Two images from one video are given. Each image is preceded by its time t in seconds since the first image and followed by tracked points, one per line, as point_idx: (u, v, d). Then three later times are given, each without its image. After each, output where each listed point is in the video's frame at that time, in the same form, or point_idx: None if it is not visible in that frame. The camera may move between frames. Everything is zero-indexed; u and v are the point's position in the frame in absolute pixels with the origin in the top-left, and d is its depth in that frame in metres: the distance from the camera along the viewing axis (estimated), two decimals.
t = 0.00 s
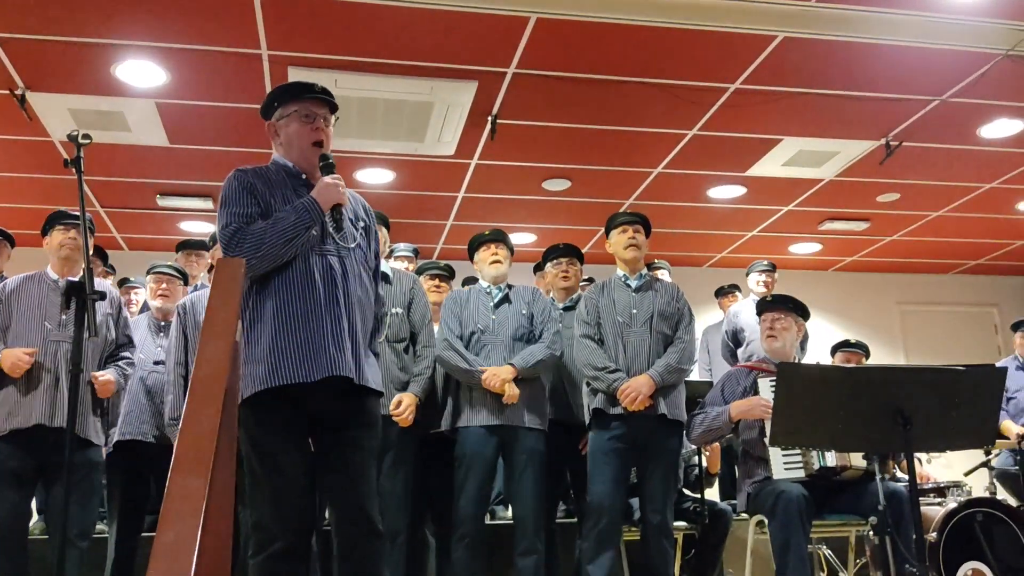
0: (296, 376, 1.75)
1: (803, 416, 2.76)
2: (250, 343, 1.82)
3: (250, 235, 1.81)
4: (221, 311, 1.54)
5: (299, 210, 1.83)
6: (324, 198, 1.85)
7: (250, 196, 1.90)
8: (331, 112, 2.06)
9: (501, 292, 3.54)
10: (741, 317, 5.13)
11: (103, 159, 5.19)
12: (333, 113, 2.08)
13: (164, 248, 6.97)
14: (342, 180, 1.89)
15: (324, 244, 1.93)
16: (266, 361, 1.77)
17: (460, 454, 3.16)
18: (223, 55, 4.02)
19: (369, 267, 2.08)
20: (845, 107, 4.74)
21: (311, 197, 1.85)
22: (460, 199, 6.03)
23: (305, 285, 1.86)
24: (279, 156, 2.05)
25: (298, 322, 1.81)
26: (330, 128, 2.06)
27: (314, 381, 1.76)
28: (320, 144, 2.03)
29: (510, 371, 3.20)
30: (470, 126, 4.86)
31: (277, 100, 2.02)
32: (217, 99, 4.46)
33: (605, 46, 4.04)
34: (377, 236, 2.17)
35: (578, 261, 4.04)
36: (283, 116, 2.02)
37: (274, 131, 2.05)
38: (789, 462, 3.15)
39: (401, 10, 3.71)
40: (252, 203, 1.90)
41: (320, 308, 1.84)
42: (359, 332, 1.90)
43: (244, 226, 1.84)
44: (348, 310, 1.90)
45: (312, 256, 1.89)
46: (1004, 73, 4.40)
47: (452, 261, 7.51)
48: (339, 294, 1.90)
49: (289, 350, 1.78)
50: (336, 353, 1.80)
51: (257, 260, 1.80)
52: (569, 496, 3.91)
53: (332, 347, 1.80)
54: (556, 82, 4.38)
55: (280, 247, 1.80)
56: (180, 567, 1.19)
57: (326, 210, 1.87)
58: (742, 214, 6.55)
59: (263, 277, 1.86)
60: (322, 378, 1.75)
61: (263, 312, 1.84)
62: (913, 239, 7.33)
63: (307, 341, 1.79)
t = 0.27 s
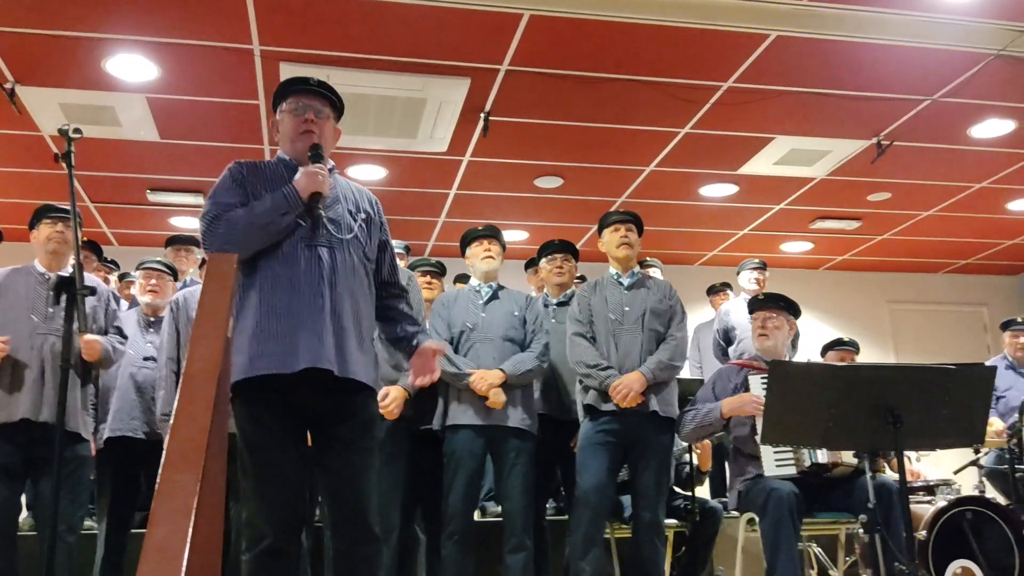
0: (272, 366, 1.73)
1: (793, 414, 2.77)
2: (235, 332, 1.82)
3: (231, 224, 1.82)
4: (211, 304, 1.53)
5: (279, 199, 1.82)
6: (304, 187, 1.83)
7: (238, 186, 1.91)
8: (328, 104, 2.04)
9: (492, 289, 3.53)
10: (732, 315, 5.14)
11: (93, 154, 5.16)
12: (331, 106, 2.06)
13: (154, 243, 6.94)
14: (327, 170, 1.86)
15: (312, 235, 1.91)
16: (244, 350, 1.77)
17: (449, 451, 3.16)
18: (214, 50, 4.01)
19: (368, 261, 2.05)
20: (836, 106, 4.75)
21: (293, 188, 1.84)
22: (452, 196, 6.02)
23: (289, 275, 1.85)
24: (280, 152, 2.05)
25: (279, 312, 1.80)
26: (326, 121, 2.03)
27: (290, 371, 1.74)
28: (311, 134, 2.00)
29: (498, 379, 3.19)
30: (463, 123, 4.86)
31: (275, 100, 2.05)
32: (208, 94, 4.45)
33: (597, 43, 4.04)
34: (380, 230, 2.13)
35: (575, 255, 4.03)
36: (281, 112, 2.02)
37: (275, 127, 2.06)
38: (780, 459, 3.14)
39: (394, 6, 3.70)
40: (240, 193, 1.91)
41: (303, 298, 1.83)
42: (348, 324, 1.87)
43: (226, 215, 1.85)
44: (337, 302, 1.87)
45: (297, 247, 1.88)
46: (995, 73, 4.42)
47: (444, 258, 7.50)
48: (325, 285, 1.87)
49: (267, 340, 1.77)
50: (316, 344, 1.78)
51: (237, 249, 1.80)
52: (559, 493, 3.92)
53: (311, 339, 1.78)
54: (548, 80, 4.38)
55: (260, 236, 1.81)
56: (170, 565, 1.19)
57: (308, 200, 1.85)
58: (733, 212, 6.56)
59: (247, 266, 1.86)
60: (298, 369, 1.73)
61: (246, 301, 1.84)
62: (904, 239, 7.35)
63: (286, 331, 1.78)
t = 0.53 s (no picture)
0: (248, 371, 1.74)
1: (781, 413, 2.78)
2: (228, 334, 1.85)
3: (219, 229, 1.86)
4: (201, 302, 1.53)
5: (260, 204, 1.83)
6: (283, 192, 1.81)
7: (233, 189, 1.94)
8: (330, 96, 1.99)
9: (482, 287, 3.53)
10: (722, 314, 5.16)
11: (80, 149, 5.13)
12: (334, 98, 2.01)
13: (142, 239, 6.91)
14: (310, 172, 1.81)
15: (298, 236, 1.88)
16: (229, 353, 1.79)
17: (438, 450, 3.16)
18: (203, 46, 3.99)
19: (370, 259, 1.98)
20: (825, 107, 4.77)
21: (275, 192, 1.83)
22: (441, 194, 6.02)
23: (274, 278, 1.84)
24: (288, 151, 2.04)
25: (262, 315, 1.80)
26: (327, 116, 1.98)
27: (266, 376, 1.73)
28: (310, 132, 1.96)
29: (487, 373, 3.19)
30: (453, 121, 4.85)
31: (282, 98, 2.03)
32: (197, 90, 4.43)
33: (588, 42, 4.05)
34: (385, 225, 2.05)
35: (565, 258, 4.05)
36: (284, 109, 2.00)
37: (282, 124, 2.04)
38: (767, 458, 3.15)
39: (384, 3, 3.70)
40: (235, 196, 1.94)
41: (285, 301, 1.81)
42: (332, 328, 1.82)
43: (216, 219, 1.89)
44: (321, 305, 1.83)
45: (283, 250, 1.87)
46: (982, 75, 4.44)
47: (433, 257, 7.50)
48: (309, 288, 1.83)
49: (248, 344, 1.77)
50: (293, 349, 1.75)
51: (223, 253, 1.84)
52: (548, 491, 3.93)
53: (288, 343, 1.75)
54: (538, 78, 4.38)
55: (244, 240, 1.83)
56: (156, 561, 1.19)
57: (288, 203, 1.83)
58: (722, 212, 6.58)
59: (237, 268, 1.89)
60: (273, 373, 1.72)
61: (236, 303, 1.86)
62: (890, 240, 7.39)
63: (266, 335, 1.77)
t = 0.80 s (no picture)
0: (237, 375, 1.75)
1: (770, 414, 2.79)
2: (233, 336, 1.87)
3: (218, 232, 1.88)
4: (192, 299, 1.52)
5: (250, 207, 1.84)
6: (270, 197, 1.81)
7: (235, 192, 1.96)
8: (332, 94, 1.98)
9: (473, 287, 3.54)
10: (718, 315, 5.17)
11: (69, 147, 5.11)
12: (336, 91, 1.98)
13: (130, 238, 6.88)
14: (298, 175, 1.78)
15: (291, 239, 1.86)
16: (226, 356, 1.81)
17: (429, 450, 3.17)
18: (194, 44, 3.98)
19: (370, 259, 1.93)
20: (815, 109, 4.79)
21: (265, 197, 1.83)
22: (431, 194, 6.01)
23: (266, 281, 1.84)
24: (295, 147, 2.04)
25: (254, 319, 1.80)
26: (328, 111, 1.97)
27: (257, 381, 1.74)
28: (311, 129, 1.95)
29: (480, 378, 3.14)
30: (444, 121, 4.85)
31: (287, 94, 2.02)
32: (187, 88, 4.41)
33: (579, 43, 4.05)
34: (388, 223, 1.99)
35: (556, 258, 4.08)
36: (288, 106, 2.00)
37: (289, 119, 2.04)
38: (758, 459, 3.16)
39: (375, 3, 3.69)
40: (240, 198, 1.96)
41: (275, 306, 1.80)
42: (324, 332, 1.80)
43: (216, 221, 1.91)
44: (310, 309, 1.80)
45: (276, 253, 1.87)
46: (971, 78, 4.46)
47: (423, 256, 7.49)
48: (299, 292, 1.81)
49: (241, 348, 1.78)
50: (281, 354, 1.74)
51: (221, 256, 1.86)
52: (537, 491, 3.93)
53: (277, 349, 1.75)
54: (530, 78, 4.38)
55: (238, 243, 1.84)
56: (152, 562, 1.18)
57: (276, 206, 1.82)
58: (712, 213, 6.59)
59: (237, 271, 1.90)
60: (262, 379, 1.72)
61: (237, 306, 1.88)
62: (879, 241, 7.42)
63: (256, 339, 1.78)
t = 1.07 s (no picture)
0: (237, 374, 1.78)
1: (765, 416, 2.79)
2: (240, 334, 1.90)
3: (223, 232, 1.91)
4: (188, 302, 1.52)
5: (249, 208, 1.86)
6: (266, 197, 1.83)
7: (242, 193, 1.99)
8: (332, 90, 1.98)
9: (467, 289, 3.54)
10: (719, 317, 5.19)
11: (64, 147, 5.10)
12: (334, 88, 1.98)
13: (125, 238, 6.88)
14: (293, 174, 1.79)
15: (290, 238, 1.87)
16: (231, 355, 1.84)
17: (423, 453, 3.17)
18: (190, 44, 3.97)
19: (369, 258, 1.91)
20: (810, 112, 4.80)
21: (262, 198, 1.85)
22: (427, 195, 6.02)
23: (266, 280, 1.85)
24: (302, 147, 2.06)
25: (254, 318, 1.82)
26: (329, 107, 1.97)
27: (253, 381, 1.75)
28: (310, 127, 1.96)
29: (472, 378, 3.16)
30: (440, 122, 4.85)
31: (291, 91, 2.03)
32: (183, 88, 4.41)
33: (576, 44, 4.05)
34: (390, 220, 1.95)
35: (552, 259, 4.09)
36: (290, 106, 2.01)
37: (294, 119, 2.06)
38: (752, 461, 3.16)
39: (372, 3, 3.69)
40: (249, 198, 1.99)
41: (273, 305, 1.81)
42: (320, 333, 1.79)
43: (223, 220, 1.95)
44: (305, 308, 1.81)
45: (275, 252, 1.88)
46: (966, 81, 4.48)
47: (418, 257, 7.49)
48: (295, 292, 1.82)
49: (242, 347, 1.81)
50: (275, 354, 1.75)
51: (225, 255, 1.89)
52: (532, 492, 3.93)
53: (272, 349, 1.76)
54: (526, 80, 4.38)
55: (240, 242, 1.87)
56: (151, 563, 1.18)
57: (273, 205, 1.84)
58: (707, 215, 6.61)
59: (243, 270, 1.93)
60: (256, 380, 1.74)
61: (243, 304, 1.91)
62: (873, 243, 7.45)
63: (255, 338, 1.80)
